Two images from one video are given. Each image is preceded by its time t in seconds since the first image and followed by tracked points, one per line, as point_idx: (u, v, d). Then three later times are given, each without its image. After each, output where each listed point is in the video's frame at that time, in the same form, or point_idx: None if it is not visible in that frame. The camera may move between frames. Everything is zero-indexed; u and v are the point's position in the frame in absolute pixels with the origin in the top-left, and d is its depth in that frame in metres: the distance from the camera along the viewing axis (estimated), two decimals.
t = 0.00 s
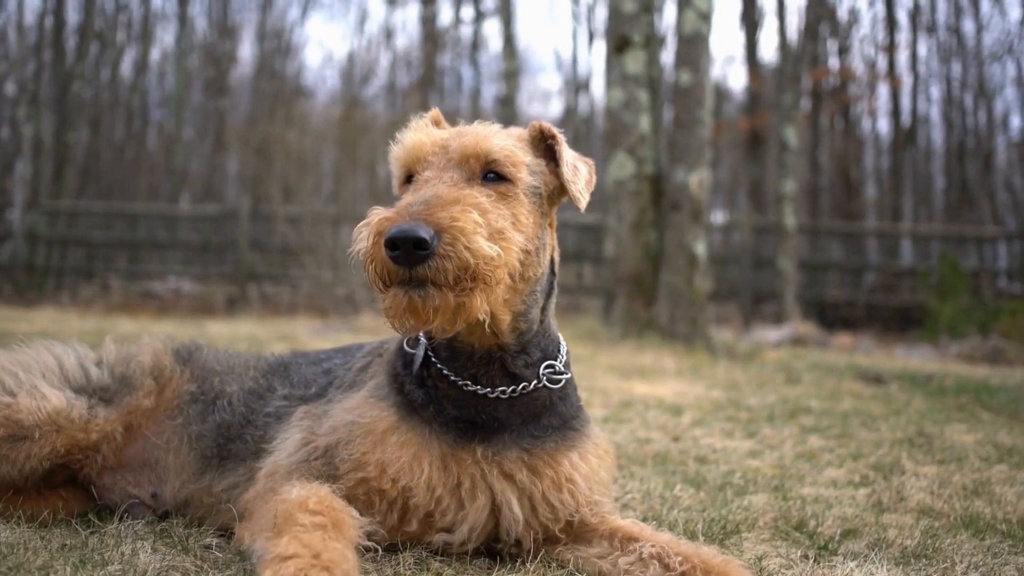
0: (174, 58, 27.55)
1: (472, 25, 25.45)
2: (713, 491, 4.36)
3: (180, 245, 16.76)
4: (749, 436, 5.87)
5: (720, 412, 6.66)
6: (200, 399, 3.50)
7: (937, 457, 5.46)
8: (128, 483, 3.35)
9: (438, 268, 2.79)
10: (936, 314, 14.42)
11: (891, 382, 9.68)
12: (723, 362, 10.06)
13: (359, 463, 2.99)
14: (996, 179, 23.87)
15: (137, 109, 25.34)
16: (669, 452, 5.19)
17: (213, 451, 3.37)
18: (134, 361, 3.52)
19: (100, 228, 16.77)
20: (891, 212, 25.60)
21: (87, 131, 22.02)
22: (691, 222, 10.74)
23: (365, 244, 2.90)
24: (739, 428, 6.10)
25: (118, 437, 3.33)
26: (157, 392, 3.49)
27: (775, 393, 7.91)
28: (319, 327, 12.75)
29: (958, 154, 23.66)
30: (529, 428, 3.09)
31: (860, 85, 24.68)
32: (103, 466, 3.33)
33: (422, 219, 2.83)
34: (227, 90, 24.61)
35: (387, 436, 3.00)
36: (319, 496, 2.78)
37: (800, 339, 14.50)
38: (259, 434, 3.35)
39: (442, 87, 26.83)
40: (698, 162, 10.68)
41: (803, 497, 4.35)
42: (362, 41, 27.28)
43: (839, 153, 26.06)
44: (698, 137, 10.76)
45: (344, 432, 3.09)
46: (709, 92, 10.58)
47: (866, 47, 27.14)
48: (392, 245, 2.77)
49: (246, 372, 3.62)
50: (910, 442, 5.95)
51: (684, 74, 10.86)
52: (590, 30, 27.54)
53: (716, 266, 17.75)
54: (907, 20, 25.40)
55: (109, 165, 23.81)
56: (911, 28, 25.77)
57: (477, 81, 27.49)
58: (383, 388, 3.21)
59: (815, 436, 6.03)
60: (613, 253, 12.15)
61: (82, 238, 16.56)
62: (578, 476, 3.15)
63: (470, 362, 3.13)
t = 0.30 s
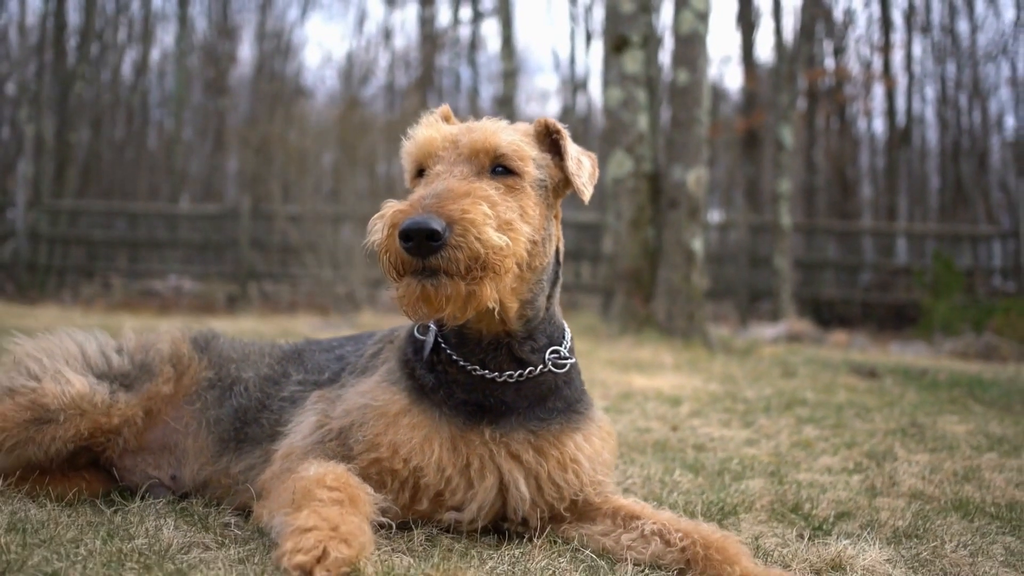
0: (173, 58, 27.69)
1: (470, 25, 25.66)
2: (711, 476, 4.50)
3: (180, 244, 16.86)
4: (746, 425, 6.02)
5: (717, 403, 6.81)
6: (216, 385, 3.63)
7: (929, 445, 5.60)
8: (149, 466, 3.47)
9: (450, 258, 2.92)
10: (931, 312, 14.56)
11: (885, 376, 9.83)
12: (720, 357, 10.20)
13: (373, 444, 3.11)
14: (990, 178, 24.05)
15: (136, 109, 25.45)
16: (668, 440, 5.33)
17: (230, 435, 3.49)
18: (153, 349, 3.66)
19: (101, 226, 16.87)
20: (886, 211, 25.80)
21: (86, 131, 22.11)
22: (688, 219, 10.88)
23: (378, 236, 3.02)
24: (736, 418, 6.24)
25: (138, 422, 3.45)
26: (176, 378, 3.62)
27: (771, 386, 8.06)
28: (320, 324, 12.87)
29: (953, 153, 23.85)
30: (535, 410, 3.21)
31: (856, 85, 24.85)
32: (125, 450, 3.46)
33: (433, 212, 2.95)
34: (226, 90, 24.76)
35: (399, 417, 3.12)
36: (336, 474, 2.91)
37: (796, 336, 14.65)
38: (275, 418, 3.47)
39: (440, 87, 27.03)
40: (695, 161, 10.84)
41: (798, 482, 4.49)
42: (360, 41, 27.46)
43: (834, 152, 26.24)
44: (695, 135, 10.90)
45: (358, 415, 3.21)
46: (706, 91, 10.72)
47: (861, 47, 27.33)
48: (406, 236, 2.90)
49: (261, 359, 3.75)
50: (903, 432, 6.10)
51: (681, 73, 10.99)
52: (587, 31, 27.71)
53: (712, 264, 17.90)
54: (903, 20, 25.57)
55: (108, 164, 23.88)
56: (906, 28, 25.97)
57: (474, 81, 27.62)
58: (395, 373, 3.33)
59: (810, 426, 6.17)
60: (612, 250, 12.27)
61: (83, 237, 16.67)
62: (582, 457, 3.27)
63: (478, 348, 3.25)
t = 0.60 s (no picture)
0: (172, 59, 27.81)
1: (468, 26, 25.81)
2: (709, 463, 4.61)
3: (180, 243, 16.95)
4: (743, 416, 6.14)
5: (715, 396, 6.93)
6: (230, 373, 3.76)
7: (923, 435, 5.71)
8: (166, 449, 3.61)
9: (493, 258, 3.06)
10: (927, 309, 14.67)
11: (881, 372, 9.94)
12: (717, 353, 10.31)
13: (382, 428, 3.23)
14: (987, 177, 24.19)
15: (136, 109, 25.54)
16: (667, 430, 5.44)
17: (242, 420, 3.63)
18: (168, 337, 3.80)
19: (101, 225, 16.95)
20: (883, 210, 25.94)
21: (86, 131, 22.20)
22: (686, 216, 11.00)
23: (420, 234, 3.11)
24: (734, 410, 6.36)
25: (155, 408, 3.59)
26: (190, 365, 3.76)
27: (768, 380, 8.16)
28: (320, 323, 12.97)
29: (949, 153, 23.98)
30: (539, 395, 3.32)
31: (853, 85, 25.00)
32: (141, 434, 3.60)
33: (479, 214, 3.08)
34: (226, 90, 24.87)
35: (407, 402, 3.23)
36: (349, 453, 3.04)
37: (793, 333, 14.77)
38: (286, 403, 3.61)
39: (438, 87, 27.18)
40: (693, 159, 10.96)
41: (794, 468, 4.61)
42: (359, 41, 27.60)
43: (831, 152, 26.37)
44: (693, 133, 11.01)
45: (367, 399, 3.33)
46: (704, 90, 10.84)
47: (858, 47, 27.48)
48: (453, 235, 3.02)
49: (272, 348, 3.89)
50: (897, 423, 6.21)
51: (679, 72, 11.10)
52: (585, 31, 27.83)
53: (710, 262, 18.01)
54: (900, 21, 25.71)
55: (108, 164, 23.97)
56: (903, 28, 26.11)
57: (473, 81, 27.75)
58: (403, 359, 3.45)
59: (806, 417, 6.28)
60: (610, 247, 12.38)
61: (83, 236, 16.76)
62: (585, 439, 3.38)
63: (485, 335, 3.32)
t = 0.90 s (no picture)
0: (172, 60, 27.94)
1: (467, 27, 25.95)
2: (704, 454, 4.74)
3: (180, 243, 17.05)
4: (738, 411, 6.27)
5: (711, 391, 7.05)
6: (239, 365, 3.88)
7: (914, 429, 5.83)
8: (177, 439, 3.74)
9: (559, 271, 3.27)
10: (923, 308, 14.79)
11: (876, 368, 10.07)
12: (714, 350, 10.43)
13: (389, 418, 3.35)
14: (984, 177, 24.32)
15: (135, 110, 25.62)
16: (663, 424, 5.56)
17: (250, 411, 3.75)
18: (177, 330, 3.92)
19: (101, 226, 17.06)
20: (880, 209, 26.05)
21: (87, 131, 22.30)
22: (683, 216, 11.12)
23: (494, 243, 3.21)
24: (729, 404, 6.48)
25: (165, 400, 3.72)
26: (200, 358, 3.87)
27: (764, 376, 8.28)
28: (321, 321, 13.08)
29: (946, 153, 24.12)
30: (541, 387, 3.42)
31: (851, 85, 25.13)
32: (153, 425, 3.72)
33: (552, 231, 3.26)
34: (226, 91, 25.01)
35: (413, 394, 3.34)
36: (356, 440, 3.17)
37: (790, 332, 14.88)
38: (293, 395, 3.74)
39: (437, 88, 27.31)
40: (689, 159, 11.08)
41: (786, 459, 4.75)
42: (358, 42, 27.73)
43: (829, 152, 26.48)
44: (690, 133, 11.13)
45: (373, 391, 3.45)
46: (700, 91, 10.95)
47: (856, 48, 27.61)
48: (530, 250, 3.17)
49: (280, 341, 4.01)
50: (888, 417, 6.34)
51: (676, 73, 11.22)
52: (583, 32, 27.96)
53: (707, 262, 18.12)
54: (897, 21, 25.83)
55: (108, 164, 24.07)
56: (900, 29, 26.26)
57: (472, 81, 27.87)
58: (407, 351, 3.56)
59: (800, 412, 6.40)
60: (608, 246, 12.48)
61: (83, 236, 16.86)
62: (585, 430, 3.49)
63: (490, 329, 3.42)
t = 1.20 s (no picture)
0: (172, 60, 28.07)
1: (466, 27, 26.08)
2: (694, 449, 4.88)
3: (180, 243, 17.17)
4: (730, 408, 6.40)
5: (704, 389, 7.18)
6: (242, 361, 4.03)
7: (902, 425, 5.97)
8: (181, 433, 3.87)
9: (555, 275, 3.39)
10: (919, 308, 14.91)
11: (869, 367, 10.20)
12: (709, 349, 10.55)
13: (387, 412, 3.48)
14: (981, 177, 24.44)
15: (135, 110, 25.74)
16: (655, 420, 5.69)
17: (253, 405, 3.89)
18: (183, 327, 4.06)
19: (102, 226, 17.17)
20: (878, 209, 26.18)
21: (87, 131, 22.41)
22: (679, 216, 11.25)
23: (493, 248, 3.33)
24: (720, 402, 6.62)
25: (171, 395, 3.85)
26: (204, 354, 4.02)
27: (757, 374, 8.41)
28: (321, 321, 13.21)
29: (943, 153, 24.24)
30: (534, 382, 3.55)
31: (849, 86, 25.26)
32: (159, 419, 3.85)
33: (549, 236, 3.38)
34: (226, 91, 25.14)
35: (411, 389, 3.47)
36: (355, 432, 3.31)
37: (786, 331, 15.01)
38: (295, 389, 3.89)
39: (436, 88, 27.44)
40: (686, 159, 11.21)
41: (774, 454, 4.88)
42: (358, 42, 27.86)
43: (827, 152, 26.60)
44: (686, 135, 11.26)
45: (372, 385, 3.59)
46: (696, 92, 11.09)
47: (854, 48, 27.73)
48: (527, 255, 3.29)
49: (281, 338, 4.16)
50: (877, 414, 6.48)
51: (673, 75, 11.36)
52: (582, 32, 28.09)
53: (704, 262, 18.25)
54: (895, 22, 25.95)
55: (108, 164, 24.13)
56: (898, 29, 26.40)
57: (471, 82, 27.99)
58: (405, 347, 3.70)
59: (791, 409, 6.54)
60: (605, 246, 12.61)
61: (84, 236, 16.98)
62: (576, 425, 3.62)
63: (485, 328, 3.55)
